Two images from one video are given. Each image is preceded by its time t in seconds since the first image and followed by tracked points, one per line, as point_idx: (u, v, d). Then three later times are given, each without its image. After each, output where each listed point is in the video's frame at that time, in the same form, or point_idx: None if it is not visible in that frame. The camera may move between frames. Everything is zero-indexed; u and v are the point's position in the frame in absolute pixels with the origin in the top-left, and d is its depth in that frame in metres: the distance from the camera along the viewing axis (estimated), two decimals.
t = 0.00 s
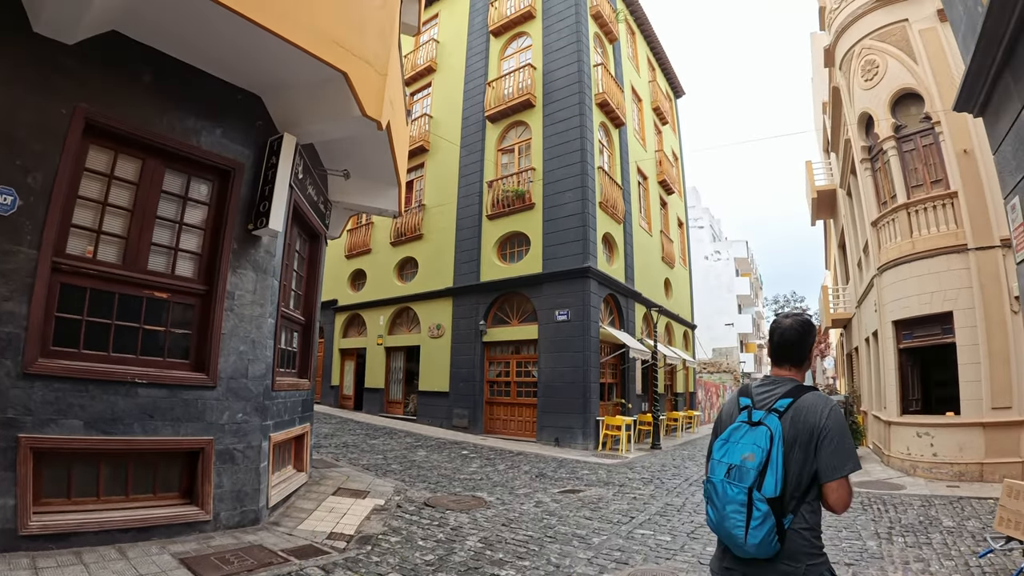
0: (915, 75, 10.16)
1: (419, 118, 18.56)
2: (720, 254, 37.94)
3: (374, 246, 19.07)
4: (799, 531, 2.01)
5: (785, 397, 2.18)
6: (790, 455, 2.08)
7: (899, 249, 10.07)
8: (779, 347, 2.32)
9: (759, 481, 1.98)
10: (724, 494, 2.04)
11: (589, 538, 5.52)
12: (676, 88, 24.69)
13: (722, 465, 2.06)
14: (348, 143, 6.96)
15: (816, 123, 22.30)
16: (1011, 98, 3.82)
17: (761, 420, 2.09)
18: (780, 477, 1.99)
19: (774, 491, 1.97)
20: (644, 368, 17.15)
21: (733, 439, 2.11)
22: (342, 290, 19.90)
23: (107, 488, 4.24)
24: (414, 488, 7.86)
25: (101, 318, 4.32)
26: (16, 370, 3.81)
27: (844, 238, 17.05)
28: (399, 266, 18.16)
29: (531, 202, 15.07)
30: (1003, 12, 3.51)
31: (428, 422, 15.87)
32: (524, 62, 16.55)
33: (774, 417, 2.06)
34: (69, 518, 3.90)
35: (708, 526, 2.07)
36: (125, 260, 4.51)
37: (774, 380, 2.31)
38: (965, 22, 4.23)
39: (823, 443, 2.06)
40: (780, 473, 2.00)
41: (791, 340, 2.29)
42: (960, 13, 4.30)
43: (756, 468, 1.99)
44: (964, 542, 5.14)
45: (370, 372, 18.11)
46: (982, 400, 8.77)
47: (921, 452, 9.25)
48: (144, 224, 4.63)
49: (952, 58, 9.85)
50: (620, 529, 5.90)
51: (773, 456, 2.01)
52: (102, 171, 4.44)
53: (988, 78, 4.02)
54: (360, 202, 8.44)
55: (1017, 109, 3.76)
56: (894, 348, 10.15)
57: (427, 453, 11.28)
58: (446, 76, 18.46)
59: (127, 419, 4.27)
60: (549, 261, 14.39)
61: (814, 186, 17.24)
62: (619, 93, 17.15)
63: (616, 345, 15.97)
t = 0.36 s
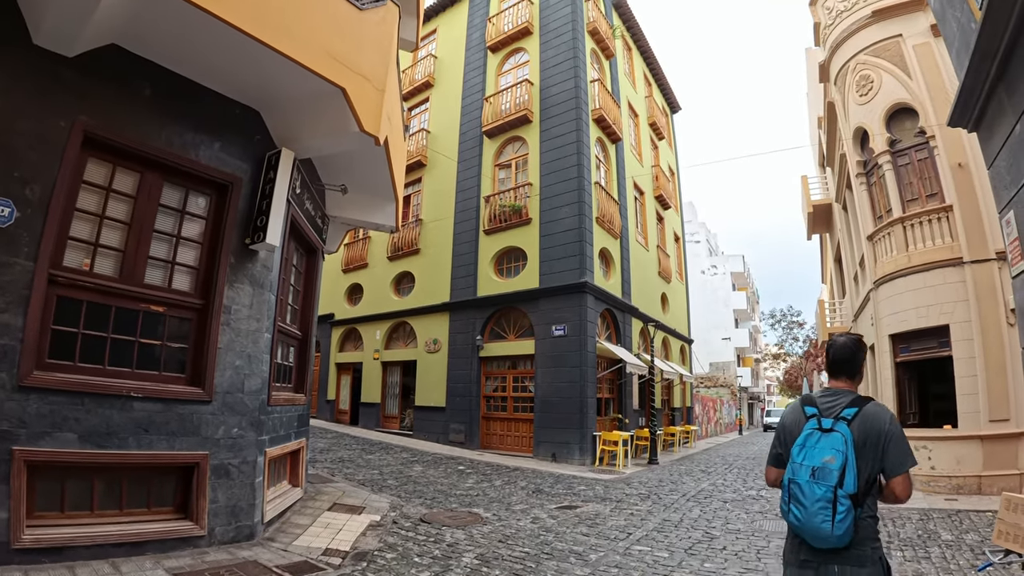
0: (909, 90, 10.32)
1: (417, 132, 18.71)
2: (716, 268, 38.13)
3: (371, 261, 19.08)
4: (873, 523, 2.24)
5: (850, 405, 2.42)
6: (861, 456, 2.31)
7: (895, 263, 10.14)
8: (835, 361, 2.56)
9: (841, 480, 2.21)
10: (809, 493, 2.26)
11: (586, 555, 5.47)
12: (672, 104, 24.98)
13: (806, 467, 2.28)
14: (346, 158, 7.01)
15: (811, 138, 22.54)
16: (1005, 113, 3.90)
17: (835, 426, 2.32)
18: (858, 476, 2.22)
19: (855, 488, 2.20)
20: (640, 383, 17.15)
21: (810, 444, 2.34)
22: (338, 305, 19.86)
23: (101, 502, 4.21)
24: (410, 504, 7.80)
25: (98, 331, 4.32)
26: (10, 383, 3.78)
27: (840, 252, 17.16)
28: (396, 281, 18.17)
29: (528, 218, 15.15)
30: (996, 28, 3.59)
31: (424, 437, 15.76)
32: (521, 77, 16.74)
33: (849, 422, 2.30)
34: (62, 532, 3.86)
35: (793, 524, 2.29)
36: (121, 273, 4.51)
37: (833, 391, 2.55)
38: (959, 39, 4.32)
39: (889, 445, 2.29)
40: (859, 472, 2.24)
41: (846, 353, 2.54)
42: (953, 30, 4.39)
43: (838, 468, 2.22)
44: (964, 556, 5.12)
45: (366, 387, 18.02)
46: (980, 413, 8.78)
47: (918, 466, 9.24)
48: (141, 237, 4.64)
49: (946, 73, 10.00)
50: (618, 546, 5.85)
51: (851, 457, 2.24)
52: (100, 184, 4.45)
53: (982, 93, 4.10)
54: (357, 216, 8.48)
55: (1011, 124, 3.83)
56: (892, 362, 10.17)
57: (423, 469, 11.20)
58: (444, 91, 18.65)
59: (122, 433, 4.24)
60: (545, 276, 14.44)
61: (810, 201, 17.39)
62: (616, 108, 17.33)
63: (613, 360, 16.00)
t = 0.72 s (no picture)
0: (905, 104, 10.44)
1: (415, 146, 18.84)
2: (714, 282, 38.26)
3: (368, 275, 19.10)
4: (899, 518, 2.57)
5: (872, 416, 2.72)
6: (886, 459, 2.62)
7: (892, 275, 10.20)
8: (849, 378, 2.89)
9: (873, 481, 2.53)
10: (846, 494, 2.57)
11: (584, 571, 5.43)
12: (669, 118, 25.23)
13: (842, 472, 2.58)
14: (344, 172, 7.05)
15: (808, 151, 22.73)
16: (1000, 126, 3.95)
17: (863, 434, 2.62)
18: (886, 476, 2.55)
19: (885, 487, 2.53)
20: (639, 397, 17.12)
21: (842, 452, 2.63)
22: (336, 318, 19.82)
23: (96, 516, 4.17)
24: (407, 519, 7.73)
25: (94, 344, 4.31)
26: (6, 396, 3.76)
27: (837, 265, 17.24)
28: (393, 294, 18.18)
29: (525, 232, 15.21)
30: (991, 43, 3.65)
31: (421, 451, 15.66)
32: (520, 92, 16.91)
33: (876, 430, 2.60)
34: (56, 546, 3.82)
35: (832, 522, 2.59)
36: (119, 286, 4.51)
37: (853, 404, 2.86)
38: (954, 54, 4.39)
39: (910, 448, 2.61)
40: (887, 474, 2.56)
41: (857, 372, 2.88)
42: (948, 44, 4.46)
43: (871, 470, 2.53)
44: (964, 569, 5.09)
45: (364, 400, 17.94)
46: (978, 425, 8.79)
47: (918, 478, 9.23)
48: (139, 250, 4.65)
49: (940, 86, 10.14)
50: (617, 561, 5.81)
51: (879, 461, 2.56)
52: (98, 197, 4.46)
53: (977, 107, 4.16)
54: (356, 230, 8.51)
55: (1007, 137, 3.89)
56: (890, 374, 10.19)
57: (420, 483, 11.12)
58: (442, 105, 18.81)
59: (118, 446, 4.22)
60: (543, 290, 14.47)
61: (806, 214, 17.51)
62: (613, 123, 17.50)
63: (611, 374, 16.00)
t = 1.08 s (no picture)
0: (901, 116, 10.57)
1: (414, 160, 18.97)
2: (712, 295, 38.35)
3: (367, 288, 19.11)
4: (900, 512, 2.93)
5: (871, 423, 3.11)
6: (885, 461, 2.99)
7: (890, 287, 10.25)
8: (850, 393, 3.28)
9: (873, 479, 2.91)
10: (851, 493, 2.96)
11: None
12: (666, 132, 25.46)
13: (845, 474, 2.98)
14: (343, 187, 7.09)
15: (805, 165, 22.92)
16: (996, 140, 4.01)
17: (862, 441, 3.02)
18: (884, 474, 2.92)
19: (884, 484, 2.91)
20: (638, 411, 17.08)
21: (845, 457, 3.03)
22: (334, 332, 19.78)
23: (92, 529, 4.14)
24: (405, 534, 7.67)
25: (92, 357, 4.30)
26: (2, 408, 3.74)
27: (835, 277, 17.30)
28: (391, 308, 18.17)
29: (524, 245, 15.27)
30: (986, 56, 3.72)
31: (419, 466, 15.56)
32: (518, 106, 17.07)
33: (871, 436, 3.00)
34: (51, 559, 3.79)
35: (840, 518, 2.97)
36: (117, 299, 4.52)
37: (856, 414, 3.25)
38: (949, 67, 4.45)
39: (905, 450, 2.97)
40: (887, 474, 2.94)
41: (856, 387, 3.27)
42: (944, 58, 4.53)
43: (870, 471, 2.92)
44: None
45: (361, 414, 17.86)
46: (978, 436, 8.78)
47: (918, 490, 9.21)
48: (137, 264, 4.67)
49: (936, 99, 10.28)
50: None
51: (878, 462, 2.94)
52: (97, 210, 4.48)
53: (973, 120, 4.22)
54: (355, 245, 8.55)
55: (1003, 150, 3.94)
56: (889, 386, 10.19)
57: (418, 498, 11.03)
58: (441, 120, 18.97)
59: (115, 460, 4.20)
60: (541, 304, 14.50)
61: (804, 227, 17.60)
62: (611, 137, 17.66)
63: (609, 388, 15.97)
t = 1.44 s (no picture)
0: (898, 127, 10.67)
1: (412, 173, 19.02)
2: (711, 307, 38.38)
3: (365, 301, 19.11)
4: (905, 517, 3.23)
5: (880, 436, 3.41)
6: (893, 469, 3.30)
7: (889, 298, 10.29)
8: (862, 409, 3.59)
9: (883, 487, 3.22)
10: (863, 500, 3.27)
11: None
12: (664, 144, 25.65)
13: (857, 483, 3.29)
14: (342, 200, 7.13)
15: (803, 177, 23.05)
16: (993, 150, 4.05)
17: (872, 452, 3.33)
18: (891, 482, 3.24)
19: (892, 491, 3.22)
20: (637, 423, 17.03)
21: (857, 467, 3.35)
22: (332, 344, 19.73)
23: (87, 542, 4.11)
24: (404, 548, 7.61)
25: (89, 368, 4.30)
26: None
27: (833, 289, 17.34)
28: (390, 320, 18.15)
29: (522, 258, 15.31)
30: (982, 67, 3.77)
31: (418, 479, 15.46)
32: (516, 119, 17.21)
33: (882, 448, 3.30)
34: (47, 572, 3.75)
35: (853, 522, 3.29)
36: (115, 310, 4.52)
37: (865, 428, 3.57)
38: (945, 78, 4.51)
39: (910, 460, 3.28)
40: (895, 482, 3.24)
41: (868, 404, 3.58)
42: (939, 69, 4.59)
43: (880, 479, 3.23)
44: None
45: (359, 427, 17.77)
46: (978, 446, 8.77)
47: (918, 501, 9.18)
48: (135, 275, 4.67)
49: (932, 110, 10.37)
50: None
51: (886, 472, 3.25)
52: (96, 221, 4.49)
53: (970, 131, 4.26)
54: (353, 257, 8.56)
55: (1000, 161, 3.98)
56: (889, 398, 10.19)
57: (416, 512, 10.94)
58: (440, 132, 19.09)
59: (111, 472, 4.18)
60: (540, 317, 14.51)
61: (802, 238, 17.66)
62: (609, 149, 17.78)
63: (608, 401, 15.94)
